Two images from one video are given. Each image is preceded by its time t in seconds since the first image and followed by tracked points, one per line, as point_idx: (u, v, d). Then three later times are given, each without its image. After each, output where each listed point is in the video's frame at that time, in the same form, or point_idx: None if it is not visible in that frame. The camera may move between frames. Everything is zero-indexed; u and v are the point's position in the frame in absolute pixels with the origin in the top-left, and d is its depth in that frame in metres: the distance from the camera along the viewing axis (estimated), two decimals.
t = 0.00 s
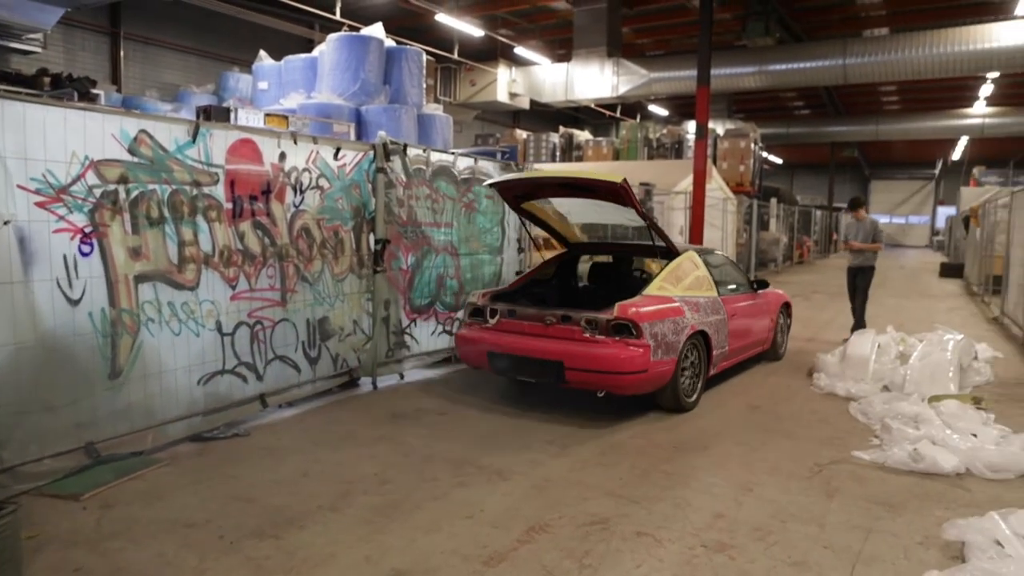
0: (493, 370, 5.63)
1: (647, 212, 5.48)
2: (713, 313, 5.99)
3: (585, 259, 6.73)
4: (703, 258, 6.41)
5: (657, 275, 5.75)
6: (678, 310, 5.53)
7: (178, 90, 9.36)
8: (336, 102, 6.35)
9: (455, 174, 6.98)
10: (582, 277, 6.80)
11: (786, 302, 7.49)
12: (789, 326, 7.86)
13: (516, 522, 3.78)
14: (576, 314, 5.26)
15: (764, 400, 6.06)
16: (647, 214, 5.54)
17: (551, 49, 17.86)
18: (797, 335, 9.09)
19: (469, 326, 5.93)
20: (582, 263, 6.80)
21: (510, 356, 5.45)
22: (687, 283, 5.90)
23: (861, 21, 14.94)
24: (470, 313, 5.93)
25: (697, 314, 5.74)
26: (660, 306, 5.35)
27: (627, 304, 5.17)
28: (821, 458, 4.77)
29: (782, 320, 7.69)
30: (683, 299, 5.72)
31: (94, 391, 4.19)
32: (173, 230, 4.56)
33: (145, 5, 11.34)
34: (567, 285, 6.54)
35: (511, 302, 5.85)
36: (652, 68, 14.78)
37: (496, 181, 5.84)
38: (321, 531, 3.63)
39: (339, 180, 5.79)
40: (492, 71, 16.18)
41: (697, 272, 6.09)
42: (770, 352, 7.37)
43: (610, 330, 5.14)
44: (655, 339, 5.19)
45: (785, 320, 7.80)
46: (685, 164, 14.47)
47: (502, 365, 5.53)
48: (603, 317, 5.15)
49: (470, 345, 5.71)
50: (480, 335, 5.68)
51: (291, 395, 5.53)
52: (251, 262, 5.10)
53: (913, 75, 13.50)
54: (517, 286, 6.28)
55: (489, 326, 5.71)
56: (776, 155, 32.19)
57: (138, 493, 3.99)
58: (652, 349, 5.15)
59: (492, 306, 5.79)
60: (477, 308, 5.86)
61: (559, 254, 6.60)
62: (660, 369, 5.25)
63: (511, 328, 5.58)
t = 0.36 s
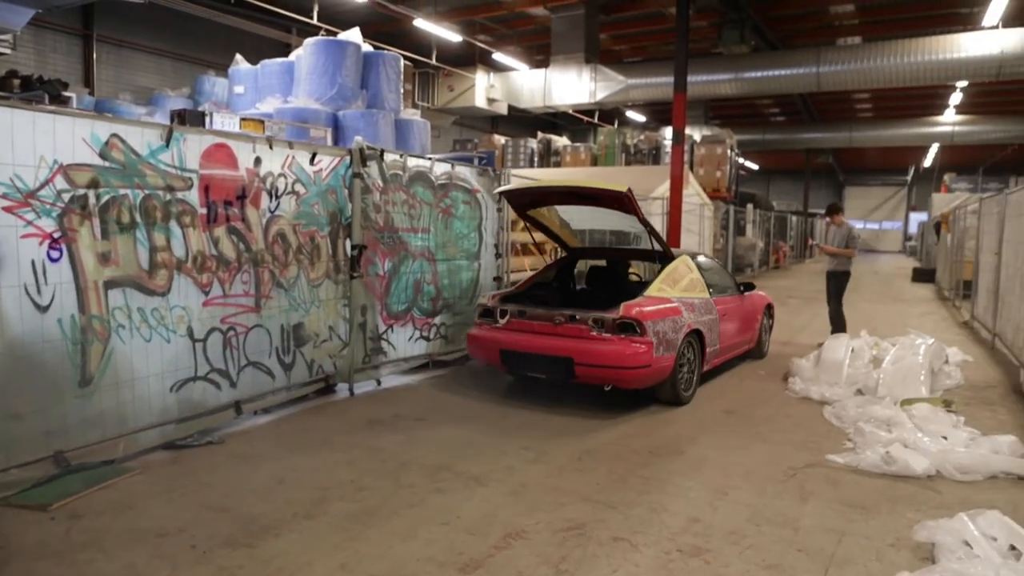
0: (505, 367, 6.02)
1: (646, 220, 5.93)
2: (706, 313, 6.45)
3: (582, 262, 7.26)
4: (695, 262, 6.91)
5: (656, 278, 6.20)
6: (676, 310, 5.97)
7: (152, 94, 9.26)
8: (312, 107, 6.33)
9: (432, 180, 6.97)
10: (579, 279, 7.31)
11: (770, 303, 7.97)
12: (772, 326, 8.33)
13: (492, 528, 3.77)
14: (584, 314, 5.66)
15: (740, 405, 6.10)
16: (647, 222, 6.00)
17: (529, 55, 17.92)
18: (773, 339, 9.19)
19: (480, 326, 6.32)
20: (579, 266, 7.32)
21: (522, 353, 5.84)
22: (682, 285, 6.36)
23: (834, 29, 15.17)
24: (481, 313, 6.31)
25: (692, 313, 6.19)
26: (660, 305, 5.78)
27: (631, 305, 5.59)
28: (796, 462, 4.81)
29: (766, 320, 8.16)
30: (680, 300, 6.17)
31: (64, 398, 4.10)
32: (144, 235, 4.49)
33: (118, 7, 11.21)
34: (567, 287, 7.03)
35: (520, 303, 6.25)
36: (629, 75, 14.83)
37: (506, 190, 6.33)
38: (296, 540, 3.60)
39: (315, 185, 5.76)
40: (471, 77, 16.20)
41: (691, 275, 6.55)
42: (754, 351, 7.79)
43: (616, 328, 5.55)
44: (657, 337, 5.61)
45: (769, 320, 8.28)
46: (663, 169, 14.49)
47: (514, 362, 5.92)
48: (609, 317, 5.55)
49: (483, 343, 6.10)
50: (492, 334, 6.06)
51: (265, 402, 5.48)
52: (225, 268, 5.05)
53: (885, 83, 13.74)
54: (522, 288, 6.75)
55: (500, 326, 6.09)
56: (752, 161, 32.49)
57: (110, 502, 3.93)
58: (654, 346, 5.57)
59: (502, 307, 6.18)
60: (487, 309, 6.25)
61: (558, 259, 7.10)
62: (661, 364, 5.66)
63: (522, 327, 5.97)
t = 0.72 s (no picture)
0: (507, 363, 6.33)
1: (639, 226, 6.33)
2: (692, 313, 6.88)
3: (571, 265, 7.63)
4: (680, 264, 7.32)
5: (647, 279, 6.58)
6: (666, 310, 6.38)
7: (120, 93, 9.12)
8: (285, 109, 6.29)
9: (405, 183, 6.95)
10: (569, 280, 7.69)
11: (745, 305, 8.43)
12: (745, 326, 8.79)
13: (463, 533, 3.77)
14: (582, 313, 6.01)
15: (711, 408, 6.16)
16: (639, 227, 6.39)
17: (504, 59, 17.96)
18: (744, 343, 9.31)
19: (480, 325, 6.61)
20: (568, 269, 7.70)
21: (523, 350, 6.16)
22: (670, 286, 6.76)
23: (805, 37, 15.40)
24: (481, 313, 6.61)
25: (680, 312, 6.60)
26: (651, 305, 6.18)
27: (626, 305, 5.97)
28: (765, 464, 4.87)
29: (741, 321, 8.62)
30: (669, 300, 6.58)
31: (27, 404, 4.00)
32: (110, 237, 4.41)
33: (85, 4, 11.04)
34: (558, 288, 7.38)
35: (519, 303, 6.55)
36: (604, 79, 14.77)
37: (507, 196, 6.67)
38: (265, 546, 3.56)
39: (287, 188, 5.71)
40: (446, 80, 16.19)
41: (677, 276, 6.96)
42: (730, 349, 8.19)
43: (613, 326, 5.91)
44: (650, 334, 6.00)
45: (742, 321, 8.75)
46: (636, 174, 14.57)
47: (516, 358, 6.24)
48: (607, 316, 5.91)
49: (484, 341, 6.39)
50: (494, 332, 6.36)
51: (234, 406, 5.42)
52: (193, 271, 4.99)
53: (854, 90, 13.98)
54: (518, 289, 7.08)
55: (501, 325, 6.39)
56: (725, 166, 32.82)
57: (74, 510, 3.85)
58: (649, 343, 5.96)
59: (502, 307, 6.46)
60: (487, 309, 6.54)
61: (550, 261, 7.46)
62: (654, 360, 6.04)
63: (522, 326, 6.28)
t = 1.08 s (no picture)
0: (511, 363, 6.61)
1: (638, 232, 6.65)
2: (683, 315, 7.21)
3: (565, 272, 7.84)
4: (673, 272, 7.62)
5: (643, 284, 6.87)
6: (662, 312, 6.71)
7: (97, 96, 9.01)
8: (267, 114, 6.26)
9: (387, 189, 6.93)
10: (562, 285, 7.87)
11: (728, 309, 8.76)
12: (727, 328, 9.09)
13: (442, 540, 3.75)
14: (585, 316, 6.31)
15: (691, 414, 6.18)
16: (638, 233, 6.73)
17: (488, 65, 18.01)
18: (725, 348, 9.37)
19: (484, 326, 6.86)
20: (562, 275, 7.88)
21: (529, 351, 6.44)
22: (663, 290, 7.08)
23: (786, 47, 15.57)
24: (486, 315, 6.85)
25: (673, 315, 6.92)
26: (648, 307, 6.52)
27: (627, 308, 6.28)
28: (744, 470, 4.90)
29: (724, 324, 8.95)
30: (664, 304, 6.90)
31: None
32: (86, 241, 4.36)
33: (65, 5, 10.94)
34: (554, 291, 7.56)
35: (523, 305, 6.82)
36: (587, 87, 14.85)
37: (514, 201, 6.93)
38: (241, 554, 3.53)
39: (267, 193, 5.68)
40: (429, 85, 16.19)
41: (669, 281, 7.28)
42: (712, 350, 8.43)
43: (614, 328, 6.21)
44: (649, 336, 6.33)
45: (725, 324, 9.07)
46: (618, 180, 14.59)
47: (521, 359, 6.52)
48: (608, 318, 6.21)
49: (490, 342, 6.64)
50: (499, 334, 6.61)
51: (212, 412, 5.38)
52: (171, 275, 4.95)
53: (834, 100, 14.14)
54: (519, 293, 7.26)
55: (505, 327, 6.63)
56: (707, 173, 33.03)
57: (45, 519, 3.79)
58: (647, 343, 6.29)
59: (506, 309, 6.72)
60: (492, 311, 6.78)
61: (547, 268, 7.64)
62: (651, 359, 6.38)
63: (526, 328, 6.54)
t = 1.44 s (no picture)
0: (510, 365, 6.84)
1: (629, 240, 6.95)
2: (670, 318, 7.50)
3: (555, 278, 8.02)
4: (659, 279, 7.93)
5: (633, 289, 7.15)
6: (651, 316, 7.00)
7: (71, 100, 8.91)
8: (245, 119, 6.22)
9: (366, 195, 6.91)
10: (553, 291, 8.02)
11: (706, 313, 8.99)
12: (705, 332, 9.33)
13: (420, 549, 3.73)
14: (580, 319, 6.58)
15: (669, 421, 6.22)
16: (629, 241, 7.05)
17: (467, 72, 18.05)
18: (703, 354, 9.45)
19: (482, 329, 7.09)
20: (552, 281, 8.03)
21: (527, 352, 6.69)
22: (651, 295, 7.37)
23: (763, 56, 15.79)
24: (484, 319, 7.09)
25: (661, 319, 7.21)
26: (639, 310, 6.81)
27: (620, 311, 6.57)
28: (721, 476, 4.94)
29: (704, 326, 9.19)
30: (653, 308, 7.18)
31: None
32: (58, 247, 4.29)
33: (38, 7, 10.79)
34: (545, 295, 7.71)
35: (520, 310, 7.06)
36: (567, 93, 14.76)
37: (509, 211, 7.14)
38: (215, 565, 3.48)
39: (244, 200, 5.64)
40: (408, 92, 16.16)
41: (656, 286, 7.58)
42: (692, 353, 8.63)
43: (609, 330, 6.48)
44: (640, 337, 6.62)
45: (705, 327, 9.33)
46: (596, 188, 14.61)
47: (518, 360, 6.76)
48: (603, 321, 6.49)
49: (488, 345, 6.87)
50: (498, 337, 6.84)
51: (187, 421, 5.31)
52: (146, 282, 4.89)
53: (809, 109, 14.35)
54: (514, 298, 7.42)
55: (504, 330, 6.87)
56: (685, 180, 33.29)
57: (13, 531, 3.71)
58: (639, 345, 6.58)
59: (504, 313, 6.97)
60: (490, 315, 7.02)
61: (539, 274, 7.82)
62: (643, 360, 6.67)
63: (523, 330, 6.79)
